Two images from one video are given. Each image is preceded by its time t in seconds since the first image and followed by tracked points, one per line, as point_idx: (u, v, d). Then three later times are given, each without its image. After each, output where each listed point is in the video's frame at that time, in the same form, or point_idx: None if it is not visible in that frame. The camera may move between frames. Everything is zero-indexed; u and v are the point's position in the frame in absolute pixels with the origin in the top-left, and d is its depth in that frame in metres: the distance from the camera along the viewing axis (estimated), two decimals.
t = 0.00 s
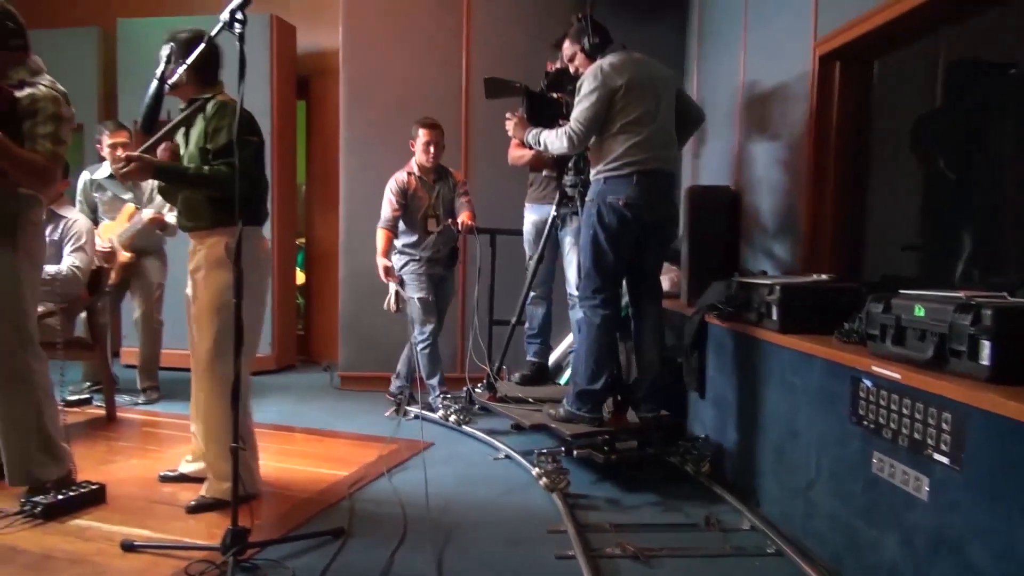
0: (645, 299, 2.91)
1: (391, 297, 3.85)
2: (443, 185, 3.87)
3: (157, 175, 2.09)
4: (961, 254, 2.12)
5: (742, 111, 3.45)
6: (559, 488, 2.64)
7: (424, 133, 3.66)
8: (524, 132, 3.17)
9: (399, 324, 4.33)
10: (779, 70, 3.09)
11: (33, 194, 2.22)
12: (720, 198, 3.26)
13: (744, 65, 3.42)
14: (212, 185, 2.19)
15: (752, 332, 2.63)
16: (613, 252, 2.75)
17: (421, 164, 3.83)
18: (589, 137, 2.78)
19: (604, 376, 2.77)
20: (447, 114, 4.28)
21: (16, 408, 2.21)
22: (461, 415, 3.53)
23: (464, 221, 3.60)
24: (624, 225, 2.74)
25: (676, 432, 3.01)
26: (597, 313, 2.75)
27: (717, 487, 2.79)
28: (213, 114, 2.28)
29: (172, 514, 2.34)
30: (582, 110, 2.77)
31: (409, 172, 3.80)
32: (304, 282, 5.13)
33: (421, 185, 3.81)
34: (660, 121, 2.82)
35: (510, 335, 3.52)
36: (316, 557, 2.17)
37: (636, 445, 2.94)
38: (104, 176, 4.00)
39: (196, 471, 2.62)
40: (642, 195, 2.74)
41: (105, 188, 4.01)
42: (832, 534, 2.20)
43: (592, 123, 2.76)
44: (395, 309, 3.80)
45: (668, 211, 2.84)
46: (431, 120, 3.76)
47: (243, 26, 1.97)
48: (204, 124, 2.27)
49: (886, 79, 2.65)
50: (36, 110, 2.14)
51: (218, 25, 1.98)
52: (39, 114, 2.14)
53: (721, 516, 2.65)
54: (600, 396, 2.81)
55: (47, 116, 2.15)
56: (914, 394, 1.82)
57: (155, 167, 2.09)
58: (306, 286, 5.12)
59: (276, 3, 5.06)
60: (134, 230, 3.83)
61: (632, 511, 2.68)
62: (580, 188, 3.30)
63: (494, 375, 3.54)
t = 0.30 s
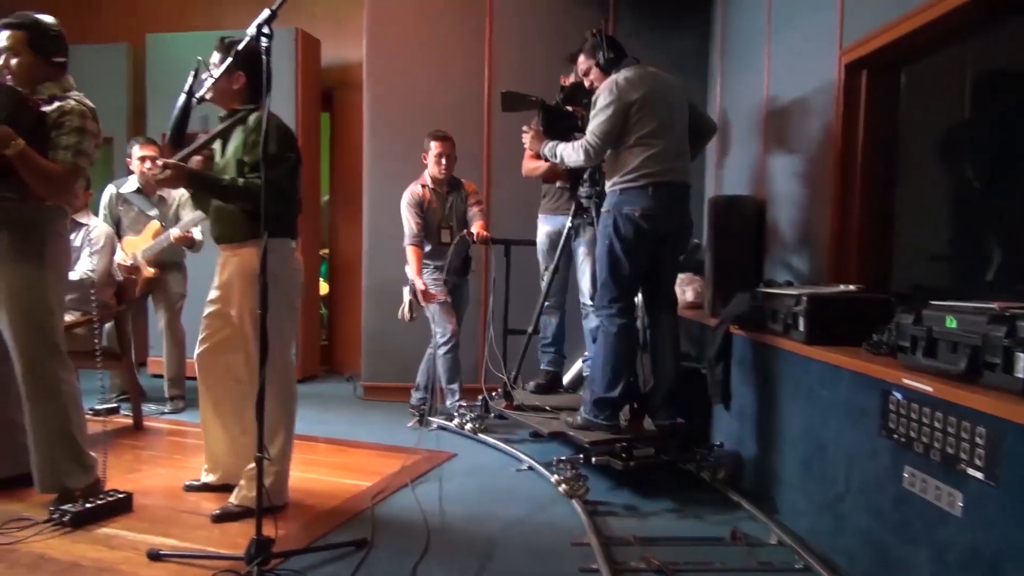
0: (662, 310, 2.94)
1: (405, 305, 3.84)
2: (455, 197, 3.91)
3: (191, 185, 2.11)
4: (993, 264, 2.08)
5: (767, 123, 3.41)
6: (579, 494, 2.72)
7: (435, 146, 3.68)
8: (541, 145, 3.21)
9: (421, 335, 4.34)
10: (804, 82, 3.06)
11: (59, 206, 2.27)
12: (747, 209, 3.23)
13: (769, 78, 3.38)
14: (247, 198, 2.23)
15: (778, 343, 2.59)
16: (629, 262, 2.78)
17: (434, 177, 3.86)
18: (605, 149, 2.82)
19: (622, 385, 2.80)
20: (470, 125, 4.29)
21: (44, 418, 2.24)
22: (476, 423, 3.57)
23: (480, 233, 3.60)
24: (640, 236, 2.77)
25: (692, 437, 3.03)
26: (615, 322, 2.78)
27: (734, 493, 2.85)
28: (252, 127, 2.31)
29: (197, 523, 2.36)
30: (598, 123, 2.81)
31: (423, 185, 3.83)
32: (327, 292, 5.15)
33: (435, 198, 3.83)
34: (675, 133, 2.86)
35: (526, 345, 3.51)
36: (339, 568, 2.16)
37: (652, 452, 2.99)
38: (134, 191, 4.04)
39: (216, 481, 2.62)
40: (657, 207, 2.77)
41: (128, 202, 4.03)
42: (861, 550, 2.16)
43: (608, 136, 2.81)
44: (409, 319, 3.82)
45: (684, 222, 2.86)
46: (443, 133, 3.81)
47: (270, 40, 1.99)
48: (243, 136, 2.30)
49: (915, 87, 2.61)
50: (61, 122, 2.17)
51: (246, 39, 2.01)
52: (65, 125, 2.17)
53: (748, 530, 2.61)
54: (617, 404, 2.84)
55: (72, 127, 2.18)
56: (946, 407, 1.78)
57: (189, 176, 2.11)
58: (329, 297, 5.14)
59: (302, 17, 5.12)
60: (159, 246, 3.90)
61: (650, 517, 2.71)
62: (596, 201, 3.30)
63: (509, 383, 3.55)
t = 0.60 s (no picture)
0: (679, 319, 2.98)
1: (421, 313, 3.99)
2: (472, 208, 3.97)
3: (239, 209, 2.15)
4: None
5: (795, 133, 3.36)
6: (600, 502, 2.76)
7: (453, 156, 3.78)
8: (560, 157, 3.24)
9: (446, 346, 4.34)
10: (832, 91, 3.01)
11: (97, 212, 2.31)
12: (776, 217, 3.14)
13: (796, 87, 3.33)
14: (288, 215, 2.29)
15: (806, 353, 2.55)
16: (648, 272, 2.80)
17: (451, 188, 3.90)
18: (623, 160, 2.84)
19: (641, 393, 2.81)
20: (493, 136, 4.30)
21: (84, 423, 2.27)
22: (494, 432, 3.61)
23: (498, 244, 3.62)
24: (659, 246, 2.80)
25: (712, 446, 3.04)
26: (634, 332, 2.79)
27: (752, 501, 2.83)
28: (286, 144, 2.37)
29: (225, 533, 2.37)
30: (616, 135, 2.84)
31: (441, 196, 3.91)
32: (352, 303, 5.18)
33: (452, 210, 3.91)
34: (693, 145, 2.90)
35: (544, 355, 3.50)
36: None
37: (671, 460, 2.91)
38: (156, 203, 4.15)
39: (245, 492, 2.62)
40: (675, 217, 2.80)
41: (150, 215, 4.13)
42: (895, 566, 2.10)
43: (626, 148, 2.83)
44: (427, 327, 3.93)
45: (701, 233, 2.91)
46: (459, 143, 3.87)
47: (297, 54, 2.01)
48: (279, 153, 2.35)
49: (947, 94, 2.58)
50: (87, 126, 2.20)
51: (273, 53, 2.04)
52: (91, 129, 2.20)
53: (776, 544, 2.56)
54: (637, 412, 2.85)
55: (98, 130, 2.20)
56: (983, 421, 1.74)
57: (237, 201, 2.15)
58: (354, 308, 5.17)
59: (327, 31, 5.19)
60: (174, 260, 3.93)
61: (672, 525, 2.70)
62: (613, 211, 3.27)
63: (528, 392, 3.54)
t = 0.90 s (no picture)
0: (704, 328, 2.98)
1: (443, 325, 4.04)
2: (495, 219, 3.99)
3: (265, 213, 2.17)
4: None
5: (827, 141, 3.31)
6: (627, 510, 2.75)
7: (479, 164, 3.83)
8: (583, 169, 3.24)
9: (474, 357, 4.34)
10: (864, 98, 2.96)
11: (137, 224, 2.35)
12: (808, 224, 3.09)
13: (828, 94, 3.28)
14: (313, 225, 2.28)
15: (840, 363, 2.51)
16: (672, 281, 2.83)
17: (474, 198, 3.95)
18: (646, 171, 2.87)
19: (667, 402, 2.83)
20: (521, 147, 4.31)
21: (125, 432, 2.31)
22: (518, 441, 3.58)
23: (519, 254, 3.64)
24: (682, 255, 2.83)
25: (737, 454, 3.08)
26: (659, 341, 2.81)
27: (780, 511, 2.79)
28: (314, 156, 2.37)
29: (256, 543, 2.38)
30: (639, 147, 2.86)
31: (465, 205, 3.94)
32: (381, 314, 5.21)
33: (476, 219, 3.94)
34: (716, 155, 2.92)
35: (567, 365, 3.48)
36: None
37: (696, 468, 2.90)
38: (189, 214, 4.23)
39: (274, 501, 2.64)
40: (699, 228, 2.83)
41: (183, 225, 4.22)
42: None
43: (649, 159, 2.86)
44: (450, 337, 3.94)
45: (725, 242, 2.92)
46: (483, 155, 3.91)
47: (327, 67, 2.04)
48: (307, 163, 2.35)
49: (988, 98, 2.54)
50: (123, 138, 2.23)
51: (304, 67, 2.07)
52: (127, 140, 2.23)
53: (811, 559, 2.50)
54: (662, 421, 2.86)
55: (133, 141, 2.23)
56: None
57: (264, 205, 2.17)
58: (382, 319, 5.20)
59: (355, 45, 5.25)
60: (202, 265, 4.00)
61: (696, 533, 2.68)
62: (636, 222, 3.27)
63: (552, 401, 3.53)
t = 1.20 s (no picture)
0: (734, 337, 2.96)
1: (466, 332, 4.11)
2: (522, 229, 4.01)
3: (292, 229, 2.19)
4: None
5: (867, 147, 3.25)
6: (659, 518, 2.75)
7: (508, 173, 3.87)
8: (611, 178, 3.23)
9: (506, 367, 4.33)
10: (904, 104, 2.90)
11: (177, 237, 2.40)
12: (847, 233, 3.04)
13: (867, 101, 3.22)
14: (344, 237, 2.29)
15: (881, 374, 2.46)
16: (701, 289, 2.81)
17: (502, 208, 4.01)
18: (675, 181, 2.85)
19: (698, 411, 2.79)
20: (552, 157, 4.31)
21: (164, 441, 2.35)
22: (544, 449, 3.64)
23: (545, 263, 3.67)
24: (712, 264, 2.80)
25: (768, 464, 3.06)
26: (688, 350, 2.80)
27: (813, 521, 2.74)
28: (338, 170, 2.36)
29: (291, 552, 2.40)
30: (667, 157, 2.85)
31: (492, 215, 3.99)
32: (413, 324, 5.24)
33: (503, 227, 3.99)
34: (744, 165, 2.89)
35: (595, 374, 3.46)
36: None
37: (727, 476, 2.89)
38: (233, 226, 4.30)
39: (312, 509, 2.68)
40: (728, 237, 2.80)
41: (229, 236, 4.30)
42: None
43: (677, 169, 2.84)
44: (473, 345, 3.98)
45: (753, 252, 2.88)
46: (512, 165, 3.96)
47: (361, 80, 2.06)
48: (332, 178, 2.35)
49: None
50: (163, 141, 2.29)
51: (338, 81, 2.08)
52: (167, 143, 2.29)
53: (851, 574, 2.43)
54: (693, 430, 2.83)
55: (173, 142, 2.29)
56: None
57: (292, 222, 2.19)
58: (415, 328, 5.23)
59: (388, 58, 5.30)
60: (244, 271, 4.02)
61: (728, 542, 2.65)
62: (664, 232, 3.29)
63: (581, 409, 3.51)
